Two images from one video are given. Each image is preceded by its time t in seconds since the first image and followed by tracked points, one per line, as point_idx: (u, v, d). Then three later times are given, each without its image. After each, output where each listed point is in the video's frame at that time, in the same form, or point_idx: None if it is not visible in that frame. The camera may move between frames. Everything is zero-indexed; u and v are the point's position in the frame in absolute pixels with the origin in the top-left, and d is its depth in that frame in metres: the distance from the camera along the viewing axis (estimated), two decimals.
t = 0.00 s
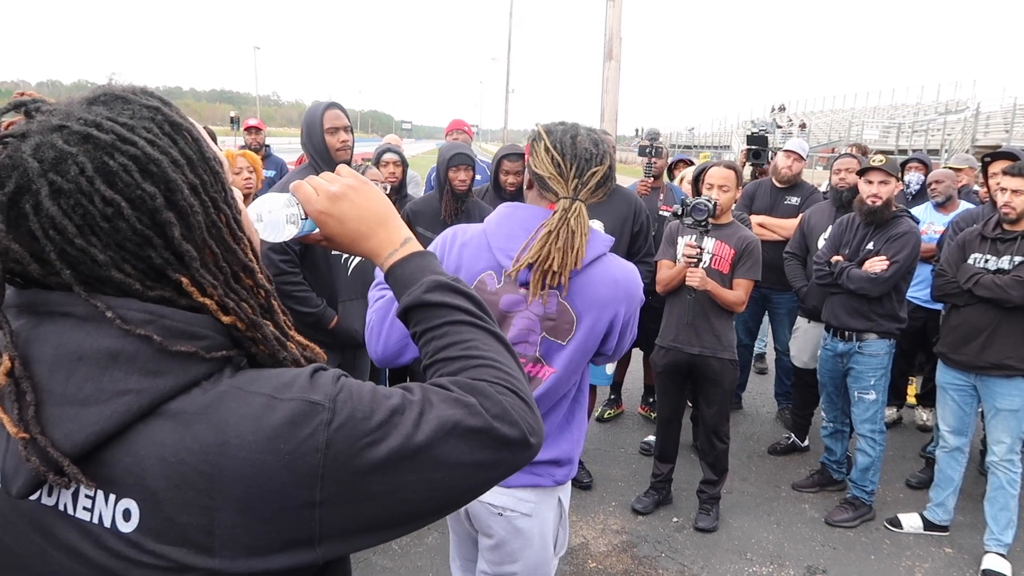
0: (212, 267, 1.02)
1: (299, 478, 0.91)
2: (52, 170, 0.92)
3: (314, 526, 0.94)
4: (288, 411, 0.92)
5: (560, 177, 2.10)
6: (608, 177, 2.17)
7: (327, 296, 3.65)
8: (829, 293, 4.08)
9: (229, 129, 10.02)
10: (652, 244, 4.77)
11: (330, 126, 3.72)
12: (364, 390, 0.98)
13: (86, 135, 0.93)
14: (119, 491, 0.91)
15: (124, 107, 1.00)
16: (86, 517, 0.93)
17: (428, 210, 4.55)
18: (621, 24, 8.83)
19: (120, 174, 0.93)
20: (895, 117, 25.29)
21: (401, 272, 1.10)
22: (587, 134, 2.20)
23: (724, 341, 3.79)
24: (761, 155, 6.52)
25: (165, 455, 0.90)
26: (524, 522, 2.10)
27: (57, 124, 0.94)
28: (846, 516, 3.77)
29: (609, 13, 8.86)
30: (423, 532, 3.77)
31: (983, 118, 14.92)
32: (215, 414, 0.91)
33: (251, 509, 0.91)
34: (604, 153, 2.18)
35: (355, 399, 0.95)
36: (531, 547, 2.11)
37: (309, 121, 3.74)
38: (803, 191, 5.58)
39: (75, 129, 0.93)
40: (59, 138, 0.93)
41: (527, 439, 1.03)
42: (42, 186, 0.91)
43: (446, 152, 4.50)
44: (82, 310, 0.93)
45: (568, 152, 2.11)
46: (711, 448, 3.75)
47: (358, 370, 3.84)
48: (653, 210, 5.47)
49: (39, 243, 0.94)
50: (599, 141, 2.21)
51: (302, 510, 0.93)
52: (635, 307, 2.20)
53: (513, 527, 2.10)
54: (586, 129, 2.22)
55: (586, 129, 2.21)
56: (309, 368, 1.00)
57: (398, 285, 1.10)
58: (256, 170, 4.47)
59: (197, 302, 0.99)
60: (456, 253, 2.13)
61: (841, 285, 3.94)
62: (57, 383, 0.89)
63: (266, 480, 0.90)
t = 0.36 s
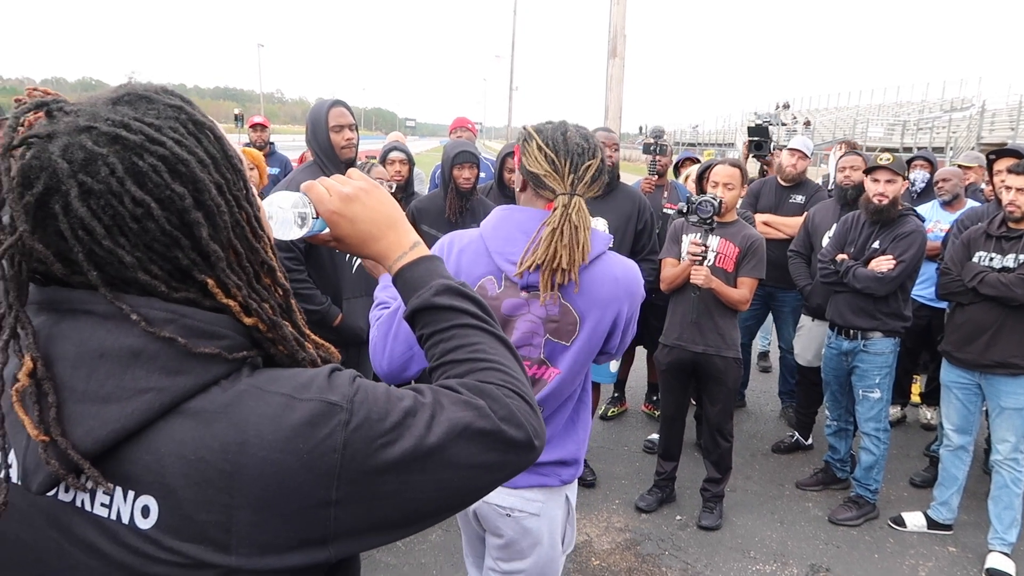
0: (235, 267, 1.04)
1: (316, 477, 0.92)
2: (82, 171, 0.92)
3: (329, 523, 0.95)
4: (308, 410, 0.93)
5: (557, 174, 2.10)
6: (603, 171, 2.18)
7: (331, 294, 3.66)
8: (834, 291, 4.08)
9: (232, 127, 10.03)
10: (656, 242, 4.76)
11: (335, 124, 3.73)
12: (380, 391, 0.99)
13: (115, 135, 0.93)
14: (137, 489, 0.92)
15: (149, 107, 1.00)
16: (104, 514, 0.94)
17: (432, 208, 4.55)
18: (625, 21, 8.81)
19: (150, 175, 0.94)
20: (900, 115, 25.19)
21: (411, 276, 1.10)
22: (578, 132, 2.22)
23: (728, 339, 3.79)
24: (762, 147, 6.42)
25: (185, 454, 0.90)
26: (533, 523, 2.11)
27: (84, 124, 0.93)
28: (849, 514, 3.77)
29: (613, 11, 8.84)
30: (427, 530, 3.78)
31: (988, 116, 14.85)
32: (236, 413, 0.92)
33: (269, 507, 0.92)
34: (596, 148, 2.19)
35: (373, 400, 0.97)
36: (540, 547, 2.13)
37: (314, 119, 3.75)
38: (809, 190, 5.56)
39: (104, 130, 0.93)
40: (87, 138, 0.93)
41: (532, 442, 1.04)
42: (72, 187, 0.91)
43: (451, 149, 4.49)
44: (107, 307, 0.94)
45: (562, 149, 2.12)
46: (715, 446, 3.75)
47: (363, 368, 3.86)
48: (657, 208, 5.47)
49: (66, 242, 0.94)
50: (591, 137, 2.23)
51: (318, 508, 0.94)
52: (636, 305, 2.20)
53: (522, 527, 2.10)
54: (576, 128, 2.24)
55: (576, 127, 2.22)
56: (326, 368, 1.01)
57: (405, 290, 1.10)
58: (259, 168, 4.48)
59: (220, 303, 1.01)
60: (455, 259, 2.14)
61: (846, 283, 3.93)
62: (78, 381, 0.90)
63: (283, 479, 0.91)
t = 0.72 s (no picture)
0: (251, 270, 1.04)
1: (316, 482, 0.92)
2: (107, 167, 0.93)
3: (325, 531, 0.95)
4: (311, 416, 0.93)
5: (519, 171, 2.08)
6: (578, 172, 2.04)
7: (331, 295, 3.66)
8: (833, 290, 4.07)
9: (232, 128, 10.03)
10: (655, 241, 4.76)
11: (334, 124, 3.74)
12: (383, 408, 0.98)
13: (141, 133, 0.95)
14: (134, 487, 0.92)
15: (173, 108, 1.01)
16: (103, 512, 0.94)
17: (433, 208, 4.56)
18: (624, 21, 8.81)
19: (174, 173, 0.96)
20: (900, 114, 25.18)
21: (411, 304, 1.11)
22: (564, 130, 2.14)
23: (728, 338, 3.80)
24: (756, 136, 6.25)
25: (185, 455, 0.91)
26: (515, 523, 2.12)
27: (110, 121, 0.95)
28: (849, 513, 3.78)
29: (612, 11, 8.84)
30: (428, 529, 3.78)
31: (989, 114, 14.84)
32: (238, 415, 0.92)
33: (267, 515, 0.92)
34: (575, 144, 2.07)
35: (376, 414, 0.97)
36: (521, 549, 2.13)
37: (314, 119, 3.76)
38: (809, 189, 5.56)
39: (130, 128, 0.95)
40: (113, 135, 0.94)
41: (525, 471, 1.07)
42: (98, 182, 0.93)
43: (452, 150, 4.49)
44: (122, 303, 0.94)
45: (530, 147, 2.10)
46: (715, 445, 3.76)
47: (363, 367, 3.87)
48: (657, 207, 5.47)
49: (88, 237, 0.95)
50: (580, 136, 2.11)
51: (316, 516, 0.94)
52: (601, 307, 2.09)
53: (503, 527, 2.12)
54: (568, 127, 2.15)
55: (565, 126, 2.15)
56: (330, 377, 1.01)
57: (406, 318, 1.11)
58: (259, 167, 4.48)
59: (233, 306, 1.01)
60: (438, 257, 2.22)
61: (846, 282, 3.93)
62: (83, 377, 0.91)
63: (280, 484, 0.91)
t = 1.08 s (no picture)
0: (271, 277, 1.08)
1: (292, 498, 0.90)
2: (157, 157, 0.99)
3: (291, 555, 0.90)
4: (302, 430, 0.92)
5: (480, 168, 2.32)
6: (513, 161, 2.13)
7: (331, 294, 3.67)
8: (833, 290, 4.08)
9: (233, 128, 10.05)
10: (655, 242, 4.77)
11: (334, 125, 3.76)
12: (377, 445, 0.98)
13: (194, 131, 1.02)
14: (122, 475, 0.91)
15: (224, 114, 1.08)
16: (91, 502, 0.93)
17: (433, 208, 4.57)
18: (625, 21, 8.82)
19: (219, 172, 1.02)
20: (901, 114, 25.20)
21: (412, 378, 1.15)
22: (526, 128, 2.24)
23: (728, 338, 3.81)
24: (747, 129, 6.22)
25: (172, 449, 0.90)
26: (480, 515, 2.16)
27: (165, 116, 1.02)
28: (849, 513, 3.78)
29: (613, 11, 8.85)
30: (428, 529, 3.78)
31: (989, 115, 14.86)
32: (234, 414, 0.92)
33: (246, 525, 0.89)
34: (514, 139, 2.17)
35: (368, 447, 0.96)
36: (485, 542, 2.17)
37: (314, 119, 3.77)
38: (809, 189, 5.57)
39: (184, 124, 1.02)
40: (167, 129, 1.01)
41: (493, 566, 1.07)
42: (146, 169, 0.98)
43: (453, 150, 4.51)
44: (143, 291, 0.97)
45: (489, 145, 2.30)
46: (715, 445, 3.76)
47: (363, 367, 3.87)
48: (657, 208, 5.48)
49: (126, 221, 0.99)
50: (537, 131, 2.18)
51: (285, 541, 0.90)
52: (515, 300, 1.95)
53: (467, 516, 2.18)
54: (537, 125, 2.24)
55: (531, 124, 2.24)
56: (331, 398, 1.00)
57: (404, 389, 1.14)
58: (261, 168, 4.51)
59: (249, 309, 1.05)
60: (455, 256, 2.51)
61: (845, 283, 3.94)
62: (84, 364, 0.93)
63: (264, 492, 0.89)
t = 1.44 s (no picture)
0: (290, 271, 1.11)
1: (269, 504, 0.87)
2: (191, 147, 1.01)
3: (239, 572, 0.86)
4: (297, 441, 0.91)
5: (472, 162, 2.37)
6: (493, 155, 2.17)
7: (334, 293, 3.68)
8: (835, 293, 4.08)
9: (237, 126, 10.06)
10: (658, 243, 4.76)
11: (338, 123, 3.76)
12: (362, 507, 0.96)
13: (227, 124, 1.05)
14: (122, 458, 0.92)
15: (252, 112, 1.12)
16: (88, 484, 0.94)
17: (437, 207, 4.57)
18: (630, 21, 8.82)
19: (250, 165, 1.05)
20: (905, 117, 25.16)
21: (385, 513, 1.15)
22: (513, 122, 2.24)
23: (729, 340, 3.80)
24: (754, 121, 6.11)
25: (170, 432, 0.90)
26: (469, 500, 2.22)
27: (200, 109, 1.04)
28: (849, 515, 3.78)
29: (618, 11, 8.85)
30: (428, 527, 3.79)
31: (994, 118, 14.83)
32: (233, 404, 0.91)
33: (205, 517, 0.87)
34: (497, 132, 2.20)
35: (352, 499, 0.94)
36: (477, 525, 2.21)
37: (318, 118, 3.78)
38: (814, 192, 5.56)
39: (219, 117, 1.04)
40: (202, 121, 1.03)
41: None
42: (181, 157, 1.00)
43: (456, 149, 4.51)
44: (165, 281, 0.98)
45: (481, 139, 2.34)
46: (716, 446, 3.76)
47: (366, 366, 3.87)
48: (660, 209, 5.48)
49: (155, 207, 1.01)
50: (519, 125, 2.19)
51: (232, 553, 0.86)
52: (487, 285, 1.98)
53: (460, 500, 2.23)
54: (525, 119, 2.24)
55: (519, 118, 2.24)
56: (338, 416, 0.98)
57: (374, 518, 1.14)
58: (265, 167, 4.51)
59: (269, 301, 1.08)
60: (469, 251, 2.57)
61: (847, 285, 3.94)
62: (96, 346, 0.94)
63: (240, 487, 0.87)
